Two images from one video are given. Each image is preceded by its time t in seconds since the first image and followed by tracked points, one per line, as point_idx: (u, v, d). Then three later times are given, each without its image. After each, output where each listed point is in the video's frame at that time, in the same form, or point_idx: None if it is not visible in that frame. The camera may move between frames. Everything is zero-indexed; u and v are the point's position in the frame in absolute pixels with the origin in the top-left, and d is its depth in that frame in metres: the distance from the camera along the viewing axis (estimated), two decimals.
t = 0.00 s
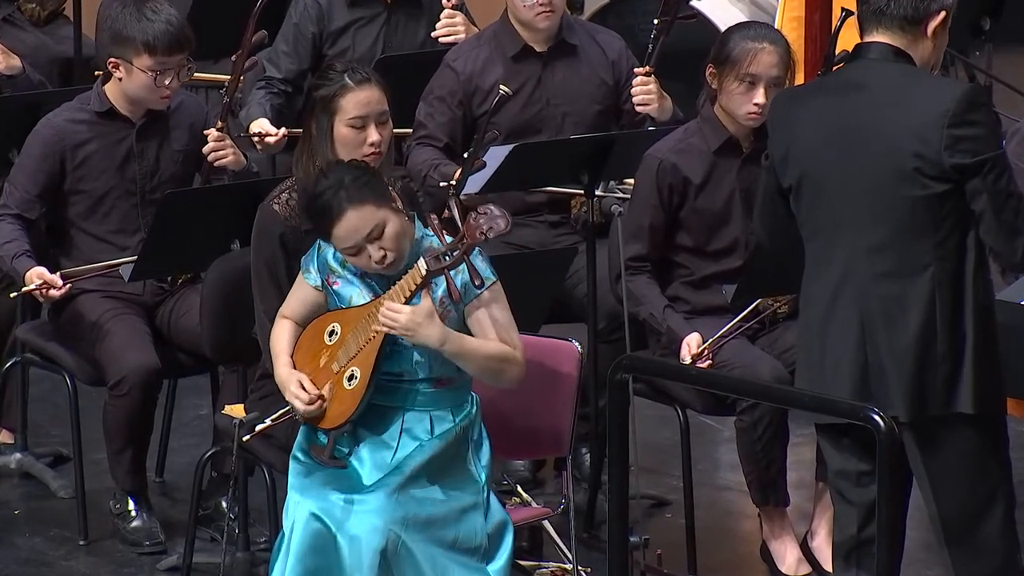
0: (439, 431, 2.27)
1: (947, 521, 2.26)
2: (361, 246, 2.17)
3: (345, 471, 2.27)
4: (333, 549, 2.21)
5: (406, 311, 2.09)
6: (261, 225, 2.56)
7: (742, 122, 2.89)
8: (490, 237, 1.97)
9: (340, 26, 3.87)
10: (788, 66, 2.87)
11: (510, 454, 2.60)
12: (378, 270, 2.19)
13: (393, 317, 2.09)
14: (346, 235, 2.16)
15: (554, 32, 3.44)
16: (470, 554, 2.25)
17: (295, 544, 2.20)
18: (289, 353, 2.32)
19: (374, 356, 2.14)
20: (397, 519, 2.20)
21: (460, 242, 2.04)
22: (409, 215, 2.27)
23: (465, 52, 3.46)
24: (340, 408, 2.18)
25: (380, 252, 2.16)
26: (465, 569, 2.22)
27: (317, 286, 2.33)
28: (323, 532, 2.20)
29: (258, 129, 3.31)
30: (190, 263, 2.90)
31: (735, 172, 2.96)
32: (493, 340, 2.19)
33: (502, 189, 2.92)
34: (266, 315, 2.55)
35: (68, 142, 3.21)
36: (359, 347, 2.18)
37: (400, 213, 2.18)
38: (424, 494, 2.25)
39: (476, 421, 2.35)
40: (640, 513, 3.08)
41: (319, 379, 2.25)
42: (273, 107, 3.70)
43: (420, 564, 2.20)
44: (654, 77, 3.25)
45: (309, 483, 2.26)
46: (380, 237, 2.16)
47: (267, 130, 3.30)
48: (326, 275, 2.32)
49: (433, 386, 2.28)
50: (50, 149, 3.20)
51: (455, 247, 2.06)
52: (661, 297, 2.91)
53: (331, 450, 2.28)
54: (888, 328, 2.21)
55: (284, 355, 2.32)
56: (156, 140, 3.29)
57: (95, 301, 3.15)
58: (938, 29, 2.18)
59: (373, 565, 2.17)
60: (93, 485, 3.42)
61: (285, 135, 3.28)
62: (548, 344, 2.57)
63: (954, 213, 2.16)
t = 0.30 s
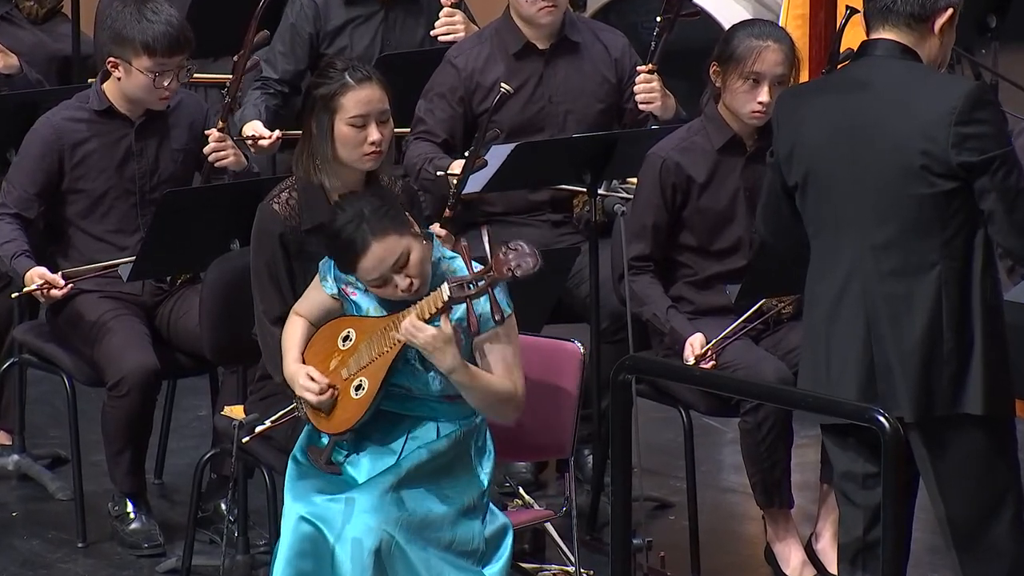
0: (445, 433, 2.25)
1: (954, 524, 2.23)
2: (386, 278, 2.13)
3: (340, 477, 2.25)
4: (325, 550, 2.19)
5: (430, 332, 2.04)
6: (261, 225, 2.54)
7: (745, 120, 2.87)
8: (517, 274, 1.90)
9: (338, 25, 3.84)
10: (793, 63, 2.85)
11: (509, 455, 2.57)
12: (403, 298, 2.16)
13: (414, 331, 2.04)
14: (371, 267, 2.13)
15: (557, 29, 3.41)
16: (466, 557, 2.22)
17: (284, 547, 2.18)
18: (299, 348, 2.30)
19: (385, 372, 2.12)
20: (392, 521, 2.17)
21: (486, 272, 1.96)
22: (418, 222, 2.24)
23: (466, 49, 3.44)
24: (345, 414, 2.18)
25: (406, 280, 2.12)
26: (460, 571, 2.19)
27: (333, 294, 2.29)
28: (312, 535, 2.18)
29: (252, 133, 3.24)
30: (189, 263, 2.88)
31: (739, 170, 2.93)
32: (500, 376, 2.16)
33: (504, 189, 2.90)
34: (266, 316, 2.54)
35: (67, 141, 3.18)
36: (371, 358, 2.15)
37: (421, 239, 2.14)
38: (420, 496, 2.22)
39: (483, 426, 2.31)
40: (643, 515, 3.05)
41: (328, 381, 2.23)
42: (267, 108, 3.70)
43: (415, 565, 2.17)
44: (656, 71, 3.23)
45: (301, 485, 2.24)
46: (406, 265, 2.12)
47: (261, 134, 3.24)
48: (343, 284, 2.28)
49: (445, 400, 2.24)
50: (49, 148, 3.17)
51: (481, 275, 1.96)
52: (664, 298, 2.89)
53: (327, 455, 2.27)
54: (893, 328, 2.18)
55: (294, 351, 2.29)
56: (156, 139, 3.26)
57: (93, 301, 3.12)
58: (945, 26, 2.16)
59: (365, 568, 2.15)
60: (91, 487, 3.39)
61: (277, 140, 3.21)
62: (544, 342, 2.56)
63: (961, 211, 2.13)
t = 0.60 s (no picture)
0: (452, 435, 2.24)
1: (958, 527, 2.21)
2: (398, 277, 2.11)
3: (344, 480, 2.23)
4: (329, 551, 2.18)
5: (446, 340, 1.99)
6: (261, 224, 2.53)
7: (748, 119, 2.86)
8: (534, 290, 1.89)
9: (335, 24, 3.83)
10: (796, 63, 2.83)
11: (513, 455, 2.55)
12: (412, 301, 2.13)
13: (434, 340, 1.99)
14: (386, 264, 2.11)
15: (557, 28, 3.40)
16: (470, 560, 2.21)
17: (289, 547, 2.16)
18: (306, 352, 2.28)
19: (394, 378, 2.11)
20: (399, 522, 2.16)
21: (502, 284, 1.95)
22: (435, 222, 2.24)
23: (467, 48, 3.43)
24: (352, 419, 2.18)
25: (416, 284, 2.10)
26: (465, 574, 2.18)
27: (347, 297, 2.27)
28: (317, 536, 2.17)
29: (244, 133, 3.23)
30: (188, 263, 2.87)
31: (742, 170, 2.92)
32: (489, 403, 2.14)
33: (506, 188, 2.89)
34: (265, 317, 2.53)
35: (66, 140, 3.17)
36: (381, 363, 2.14)
37: (439, 246, 2.13)
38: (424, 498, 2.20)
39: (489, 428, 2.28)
40: (645, 517, 3.03)
41: (336, 383, 2.21)
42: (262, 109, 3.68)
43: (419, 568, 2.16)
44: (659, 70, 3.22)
45: (305, 487, 2.22)
46: (419, 269, 2.11)
47: (253, 134, 3.22)
48: (357, 289, 2.25)
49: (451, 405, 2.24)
50: (48, 147, 3.16)
51: (498, 288, 1.96)
52: (667, 298, 2.87)
53: (332, 457, 2.25)
54: (896, 329, 2.16)
55: (301, 354, 2.27)
56: (156, 138, 3.25)
57: (92, 302, 3.11)
58: (953, 28, 2.14)
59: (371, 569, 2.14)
60: (90, 489, 3.37)
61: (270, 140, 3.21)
62: (548, 343, 2.55)
63: (965, 212, 2.11)
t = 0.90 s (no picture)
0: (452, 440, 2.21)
1: (961, 529, 2.19)
2: (411, 253, 2.10)
3: (343, 484, 2.21)
4: (328, 556, 2.15)
5: (454, 343, 1.97)
6: (260, 224, 2.49)
7: (751, 119, 2.83)
8: (535, 294, 1.88)
9: (332, 22, 3.80)
10: (798, 61, 2.81)
11: (515, 458, 2.53)
12: (418, 283, 2.12)
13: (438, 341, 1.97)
14: (404, 237, 2.10)
15: (557, 26, 3.38)
16: (471, 564, 2.18)
17: (289, 552, 2.14)
18: (304, 354, 2.25)
19: (395, 381, 2.08)
20: (399, 526, 2.14)
21: (504, 289, 1.92)
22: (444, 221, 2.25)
23: (466, 46, 3.40)
24: (352, 423, 2.14)
25: (426, 264, 2.09)
26: None
27: (346, 298, 2.25)
28: (317, 540, 2.15)
29: (231, 130, 3.22)
30: (186, 263, 2.84)
31: (745, 169, 2.90)
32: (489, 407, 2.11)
33: (506, 188, 2.87)
34: (264, 317, 2.50)
35: (62, 139, 3.14)
36: (381, 367, 2.11)
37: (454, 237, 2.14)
38: (422, 502, 2.18)
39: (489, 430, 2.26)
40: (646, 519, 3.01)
41: (335, 387, 2.19)
42: (254, 107, 3.70)
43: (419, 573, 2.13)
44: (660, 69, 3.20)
45: (305, 491, 2.20)
46: (433, 252, 2.10)
47: (239, 132, 3.21)
48: (357, 289, 2.23)
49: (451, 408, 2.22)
50: (43, 146, 3.13)
51: (498, 293, 1.93)
52: (668, 299, 2.85)
53: (331, 460, 2.22)
54: (899, 330, 2.14)
55: (298, 356, 2.25)
56: (153, 137, 3.22)
57: (89, 302, 3.08)
58: (961, 28, 2.12)
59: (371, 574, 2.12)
60: (87, 491, 3.35)
61: (256, 139, 3.20)
62: (551, 344, 2.52)
63: (969, 212, 2.09)
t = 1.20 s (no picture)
0: (451, 443, 2.19)
1: (967, 532, 2.16)
2: (417, 239, 2.09)
3: (342, 486, 2.18)
4: (329, 561, 2.12)
5: (448, 344, 1.94)
6: (259, 223, 2.47)
7: (753, 117, 2.81)
8: (531, 294, 1.86)
9: (333, 19, 3.78)
10: (801, 59, 2.79)
11: (514, 459, 2.51)
12: (421, 271, 2.10)
13: (433, 346, 1.94)
14: (411, 223, 2.08)
15: (558, 23, 3.36)
16: (471, 567, 2.15)
17: (288, 556, 2.12)
18: (301, 355, 2.22)
19: (392, 383, 2.06)
20: (399, 529, 2.12)
21: (500, 289, 1.93)
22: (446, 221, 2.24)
23: (467, 44, 3.37)
24: (348, 426, 2.12)
25: (432, 251, 2.08)
26: None
27: (343, 298, 2.22)
28: (317, 543, 2.12)
29: (228, 128, 3.18)
30: (184, 263, 2.82)
31: (747, 169, 2.87)
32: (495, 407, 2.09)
33: (505, 187, 2.85)
34: (263, 319, 2.46)
35: (59, 138, 3.12)
36: (377, 368, 2.09)
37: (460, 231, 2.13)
38: (422, 505, 2.15)
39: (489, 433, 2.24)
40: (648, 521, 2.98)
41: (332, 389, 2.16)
42: (252, 102, 3.65)
43: None
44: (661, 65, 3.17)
45: (304, 494, 2.17)
46: (439, 241, 2.10)
47: (236, 128, 3.17)
48: (354, 289, 2.20)
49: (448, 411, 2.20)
50: (40, 145, 3.11)
51: (495, 292, 1.93)
52: (670, 299, 2.82)
53: (329, 463, 2.19)
54: (901, 330, 2.11)
55: (296, 358, 2.22)
56: (150, 136, 3.20)
57: (86, 303, 3.06)
58: (965, 25, 2.10)
59: None
60: (83, 493, 3.32)
61: (253, 134, 3.16)
62: (555, 343, 2.50)
63: (973, 211, 2.07)
